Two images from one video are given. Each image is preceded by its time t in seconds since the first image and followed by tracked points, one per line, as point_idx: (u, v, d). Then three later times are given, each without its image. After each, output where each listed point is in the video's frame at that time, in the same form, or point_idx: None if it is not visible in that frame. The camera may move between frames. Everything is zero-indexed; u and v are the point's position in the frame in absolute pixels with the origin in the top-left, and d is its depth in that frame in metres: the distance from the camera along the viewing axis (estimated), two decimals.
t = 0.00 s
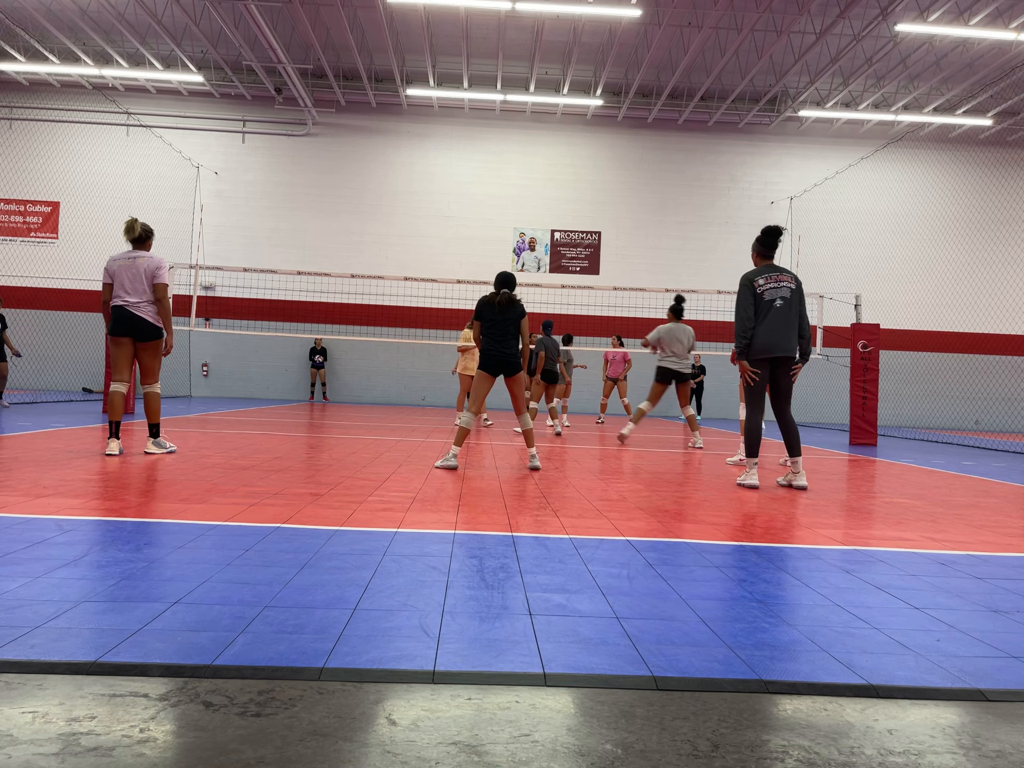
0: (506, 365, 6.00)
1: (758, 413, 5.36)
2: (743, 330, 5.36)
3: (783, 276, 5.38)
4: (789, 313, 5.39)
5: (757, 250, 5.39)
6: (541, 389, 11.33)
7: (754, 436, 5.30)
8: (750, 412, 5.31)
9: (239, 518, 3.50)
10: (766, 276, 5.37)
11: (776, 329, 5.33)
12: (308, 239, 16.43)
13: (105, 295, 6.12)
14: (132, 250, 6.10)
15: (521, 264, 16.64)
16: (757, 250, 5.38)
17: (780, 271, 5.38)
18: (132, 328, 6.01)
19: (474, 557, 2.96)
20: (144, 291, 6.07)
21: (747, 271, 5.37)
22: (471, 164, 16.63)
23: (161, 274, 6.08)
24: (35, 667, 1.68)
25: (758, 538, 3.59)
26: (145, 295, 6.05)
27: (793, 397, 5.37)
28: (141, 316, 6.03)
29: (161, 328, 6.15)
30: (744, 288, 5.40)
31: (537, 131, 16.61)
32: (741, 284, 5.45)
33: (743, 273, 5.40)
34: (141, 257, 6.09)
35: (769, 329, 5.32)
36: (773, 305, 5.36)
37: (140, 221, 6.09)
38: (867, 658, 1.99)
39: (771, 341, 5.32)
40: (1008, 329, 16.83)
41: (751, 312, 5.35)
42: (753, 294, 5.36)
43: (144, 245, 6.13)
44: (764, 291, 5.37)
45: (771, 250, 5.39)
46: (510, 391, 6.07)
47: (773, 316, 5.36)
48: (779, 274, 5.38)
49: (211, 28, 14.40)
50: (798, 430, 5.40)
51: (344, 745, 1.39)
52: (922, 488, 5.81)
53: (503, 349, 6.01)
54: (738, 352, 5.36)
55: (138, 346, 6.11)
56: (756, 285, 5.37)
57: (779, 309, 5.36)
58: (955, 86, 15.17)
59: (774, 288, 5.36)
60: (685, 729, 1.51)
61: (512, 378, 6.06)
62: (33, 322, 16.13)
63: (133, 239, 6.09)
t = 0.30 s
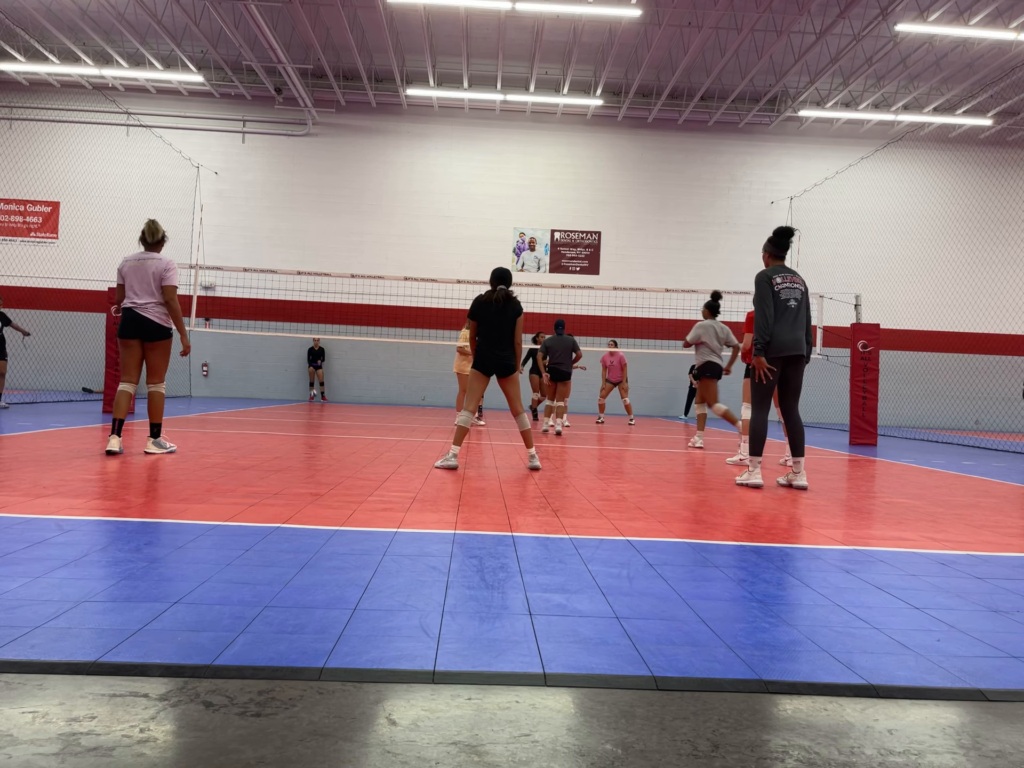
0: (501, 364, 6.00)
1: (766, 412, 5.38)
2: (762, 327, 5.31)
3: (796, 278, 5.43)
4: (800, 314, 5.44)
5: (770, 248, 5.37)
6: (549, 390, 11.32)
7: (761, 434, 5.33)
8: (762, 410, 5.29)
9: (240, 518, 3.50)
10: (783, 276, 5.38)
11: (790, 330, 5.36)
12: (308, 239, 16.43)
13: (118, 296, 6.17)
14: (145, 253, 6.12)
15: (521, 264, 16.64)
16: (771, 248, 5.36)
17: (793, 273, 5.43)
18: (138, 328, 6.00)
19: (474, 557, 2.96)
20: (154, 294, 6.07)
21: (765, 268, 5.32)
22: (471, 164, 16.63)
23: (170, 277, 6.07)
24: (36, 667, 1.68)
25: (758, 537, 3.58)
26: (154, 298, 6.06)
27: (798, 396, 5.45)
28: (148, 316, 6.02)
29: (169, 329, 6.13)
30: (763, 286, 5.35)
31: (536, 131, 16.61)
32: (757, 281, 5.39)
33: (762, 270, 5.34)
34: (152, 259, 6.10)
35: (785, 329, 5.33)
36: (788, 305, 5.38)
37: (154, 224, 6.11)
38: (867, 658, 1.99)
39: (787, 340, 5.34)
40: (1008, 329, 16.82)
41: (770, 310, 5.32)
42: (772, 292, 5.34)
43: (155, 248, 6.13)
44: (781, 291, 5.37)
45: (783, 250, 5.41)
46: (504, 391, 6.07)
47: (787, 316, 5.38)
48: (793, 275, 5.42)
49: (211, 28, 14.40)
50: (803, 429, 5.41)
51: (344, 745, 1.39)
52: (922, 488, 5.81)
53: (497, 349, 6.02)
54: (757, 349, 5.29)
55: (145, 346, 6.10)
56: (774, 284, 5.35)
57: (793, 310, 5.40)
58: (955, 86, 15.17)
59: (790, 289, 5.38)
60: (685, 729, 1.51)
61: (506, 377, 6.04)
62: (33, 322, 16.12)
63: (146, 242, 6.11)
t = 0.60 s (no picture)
0: (501, 364, 6.00)
1: (765, 411, 5.41)
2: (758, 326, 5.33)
3: (794, 278, 5.45)
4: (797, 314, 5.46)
5: (768, 248, 5.39)
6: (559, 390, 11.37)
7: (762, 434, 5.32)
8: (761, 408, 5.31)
9: (240, 518, 3.50)
10: (781, 276, 5.40)
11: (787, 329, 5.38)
12: (308, 239, 16.43)
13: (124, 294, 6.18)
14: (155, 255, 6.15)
15: (521, 264, 16.64)
16: (769, 248, 5.37)
17: (790, 273, 5.45)
18: (142, 326, 6.00)
19: (474, 557, 2.96)
20: (161, 295, 6.07)
21: (761, 268, 5.33)
22: (471, 164, 16.63)
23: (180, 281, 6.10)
24: (35, 667, 1.68)
25: (758, 537, 3.58)
26: (161, 299, 6.05)
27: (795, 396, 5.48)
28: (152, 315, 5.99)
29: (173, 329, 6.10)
30: (761, 285, 5.36)
31: (537, 131, 16.61)
32: (753, 281, 5.40)
33: (759, 270, 5.36)
34: (161, 261, 6.11)
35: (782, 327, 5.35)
36: (786, 305, 5.39)
37: (165, 227, 6.09)
38: (867, 658, 1.99)
39: (784, 339, 5.36)
40: (1008, 329, 16.82)
41: (768, 309, 5.34)
42: (770, 291, 5.35)
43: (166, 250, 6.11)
44: (778, 291, 5.39)
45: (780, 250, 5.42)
46: (505, 391, 6.07)
47: (786, 316, 5.39)
48: (790, 275, 5.44)
49: (211, 28, 14.39)
50: (804, 428, 5.39)
51: (344, 745, 1.39)
52: (922, 488, 5.81)
53: (497, 349, 6.02)
54: (755, 349, 5.31)
55: (148, 345, 6.09)
56: (772, 284, 5.36)
57: (791, 310, 5.41)
58: (955, 86, 15.17)
59: (787, 288, 5.40)
60: (686, 729, 1.51)
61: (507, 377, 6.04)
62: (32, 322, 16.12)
63: (156, 243, 6.09)
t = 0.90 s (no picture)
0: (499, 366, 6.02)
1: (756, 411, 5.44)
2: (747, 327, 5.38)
3: (781, 278, 5.50)
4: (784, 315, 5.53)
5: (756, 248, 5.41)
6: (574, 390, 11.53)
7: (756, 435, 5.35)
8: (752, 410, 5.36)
9: (240, 518, 3.50)
10: (770, 276, 5.44)
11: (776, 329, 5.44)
12: (308, 239, 16.43)
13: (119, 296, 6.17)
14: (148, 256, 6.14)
15: (521, 264, 16.63)
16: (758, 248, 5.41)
17: (778, 273, 5.49)
18: (139, 328, 6.01)
19: (474, 557, 2.96)
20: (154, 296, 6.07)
21: (749, 269, 5.36)
22: (471, 164, 16.63)
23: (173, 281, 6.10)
24: (35, 667, 1.68)
25: (757, 537, 3.58)
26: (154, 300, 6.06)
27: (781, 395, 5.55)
28: (150, 316, 6.02)
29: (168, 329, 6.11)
30: (750, 285, 5.40)
31: (537, 131, 16.61)
32: (741, 282, 5.42)
33: (748, 271, 5.38)
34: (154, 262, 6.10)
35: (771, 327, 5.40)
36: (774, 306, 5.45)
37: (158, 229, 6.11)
38: (868, 658, 1.99)
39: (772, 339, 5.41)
40: (1008, 329, 16.82)
41: (756, 310, 5.38)
42: (758, 292, 5.39)
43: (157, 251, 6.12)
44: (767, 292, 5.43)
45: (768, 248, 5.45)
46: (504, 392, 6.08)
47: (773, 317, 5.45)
48: (778, 275, 5.48)
49: (211, 28, 14.39)
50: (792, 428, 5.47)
51: (344, 746, 1.39)
52: (922, 488, 5.80)
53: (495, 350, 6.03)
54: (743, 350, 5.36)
55: (144, 346, 6.09)
56: (761, 284, 5.40)
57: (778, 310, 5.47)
58: (955, 86, 15.17)
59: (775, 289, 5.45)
60: (686, 729, 1.51)
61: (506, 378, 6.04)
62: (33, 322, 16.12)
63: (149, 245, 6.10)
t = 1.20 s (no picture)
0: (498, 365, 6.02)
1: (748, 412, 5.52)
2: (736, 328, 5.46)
3: (768, 278, 5.60)
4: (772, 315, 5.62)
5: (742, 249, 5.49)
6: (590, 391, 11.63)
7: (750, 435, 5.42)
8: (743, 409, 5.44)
9: (240, 519, 3.50)
10: (758, 277, 5.53)
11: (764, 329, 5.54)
12: (308, 239, 16.44)
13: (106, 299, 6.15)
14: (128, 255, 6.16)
15: (521, 264, 16.63)
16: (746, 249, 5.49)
17: (764, 273, 5.59)
18: (125, 328, 6.02)
19: (474, 557, 2.96)
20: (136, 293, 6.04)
21: (737, 270, 5.44)
22: (471, 164, 16.63)
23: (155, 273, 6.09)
24: (35, 667, 1.68)
25: (757, 537, 3.59)
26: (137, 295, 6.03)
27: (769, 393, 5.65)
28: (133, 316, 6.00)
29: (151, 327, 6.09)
30: (738, 287, 5.48)
31: (537, 131, 16.61)
32: (729, 283, 5.50)
33: (737, 273, 5.46)
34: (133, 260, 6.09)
35: (760, 328, 5.49)
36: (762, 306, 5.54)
37: (135, 229, 6.15)
38: (868, 657, 1.99)
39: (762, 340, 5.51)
40: (1008, 329, 16.81)
41: (746, 311, 5.46)
42: (748, 293, 5.48)
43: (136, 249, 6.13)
44: (756, 293, 5.51)
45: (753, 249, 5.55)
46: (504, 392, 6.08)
47: (763, 318, 5.54)
48: (765, 275, 5.58)
49: (211, 28, 14.40)
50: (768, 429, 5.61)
51: (345, 745, 1.39)
52: (921, 488, 5.81)
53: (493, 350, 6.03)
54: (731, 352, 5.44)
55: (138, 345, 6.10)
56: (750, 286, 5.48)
57: (767, 311, 5.57)
58: (955, 86, 15.18)
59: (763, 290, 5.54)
60: (686, 729, 1.51)
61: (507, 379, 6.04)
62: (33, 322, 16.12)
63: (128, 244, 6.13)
